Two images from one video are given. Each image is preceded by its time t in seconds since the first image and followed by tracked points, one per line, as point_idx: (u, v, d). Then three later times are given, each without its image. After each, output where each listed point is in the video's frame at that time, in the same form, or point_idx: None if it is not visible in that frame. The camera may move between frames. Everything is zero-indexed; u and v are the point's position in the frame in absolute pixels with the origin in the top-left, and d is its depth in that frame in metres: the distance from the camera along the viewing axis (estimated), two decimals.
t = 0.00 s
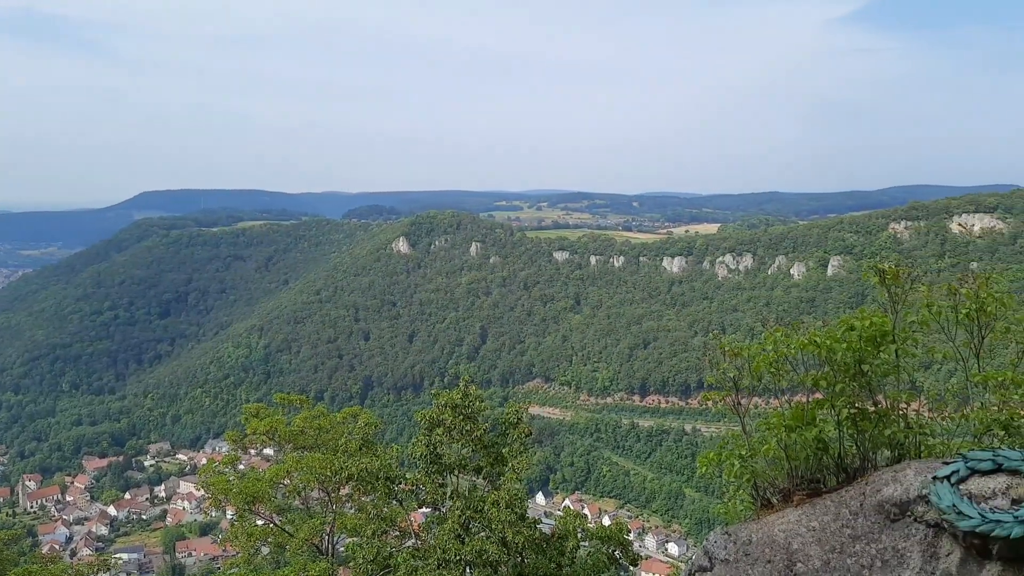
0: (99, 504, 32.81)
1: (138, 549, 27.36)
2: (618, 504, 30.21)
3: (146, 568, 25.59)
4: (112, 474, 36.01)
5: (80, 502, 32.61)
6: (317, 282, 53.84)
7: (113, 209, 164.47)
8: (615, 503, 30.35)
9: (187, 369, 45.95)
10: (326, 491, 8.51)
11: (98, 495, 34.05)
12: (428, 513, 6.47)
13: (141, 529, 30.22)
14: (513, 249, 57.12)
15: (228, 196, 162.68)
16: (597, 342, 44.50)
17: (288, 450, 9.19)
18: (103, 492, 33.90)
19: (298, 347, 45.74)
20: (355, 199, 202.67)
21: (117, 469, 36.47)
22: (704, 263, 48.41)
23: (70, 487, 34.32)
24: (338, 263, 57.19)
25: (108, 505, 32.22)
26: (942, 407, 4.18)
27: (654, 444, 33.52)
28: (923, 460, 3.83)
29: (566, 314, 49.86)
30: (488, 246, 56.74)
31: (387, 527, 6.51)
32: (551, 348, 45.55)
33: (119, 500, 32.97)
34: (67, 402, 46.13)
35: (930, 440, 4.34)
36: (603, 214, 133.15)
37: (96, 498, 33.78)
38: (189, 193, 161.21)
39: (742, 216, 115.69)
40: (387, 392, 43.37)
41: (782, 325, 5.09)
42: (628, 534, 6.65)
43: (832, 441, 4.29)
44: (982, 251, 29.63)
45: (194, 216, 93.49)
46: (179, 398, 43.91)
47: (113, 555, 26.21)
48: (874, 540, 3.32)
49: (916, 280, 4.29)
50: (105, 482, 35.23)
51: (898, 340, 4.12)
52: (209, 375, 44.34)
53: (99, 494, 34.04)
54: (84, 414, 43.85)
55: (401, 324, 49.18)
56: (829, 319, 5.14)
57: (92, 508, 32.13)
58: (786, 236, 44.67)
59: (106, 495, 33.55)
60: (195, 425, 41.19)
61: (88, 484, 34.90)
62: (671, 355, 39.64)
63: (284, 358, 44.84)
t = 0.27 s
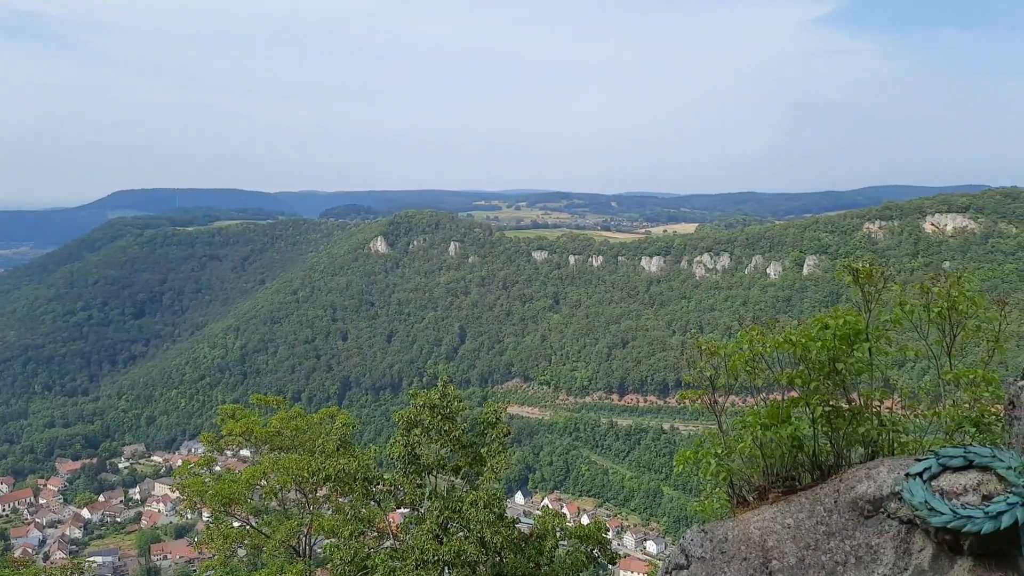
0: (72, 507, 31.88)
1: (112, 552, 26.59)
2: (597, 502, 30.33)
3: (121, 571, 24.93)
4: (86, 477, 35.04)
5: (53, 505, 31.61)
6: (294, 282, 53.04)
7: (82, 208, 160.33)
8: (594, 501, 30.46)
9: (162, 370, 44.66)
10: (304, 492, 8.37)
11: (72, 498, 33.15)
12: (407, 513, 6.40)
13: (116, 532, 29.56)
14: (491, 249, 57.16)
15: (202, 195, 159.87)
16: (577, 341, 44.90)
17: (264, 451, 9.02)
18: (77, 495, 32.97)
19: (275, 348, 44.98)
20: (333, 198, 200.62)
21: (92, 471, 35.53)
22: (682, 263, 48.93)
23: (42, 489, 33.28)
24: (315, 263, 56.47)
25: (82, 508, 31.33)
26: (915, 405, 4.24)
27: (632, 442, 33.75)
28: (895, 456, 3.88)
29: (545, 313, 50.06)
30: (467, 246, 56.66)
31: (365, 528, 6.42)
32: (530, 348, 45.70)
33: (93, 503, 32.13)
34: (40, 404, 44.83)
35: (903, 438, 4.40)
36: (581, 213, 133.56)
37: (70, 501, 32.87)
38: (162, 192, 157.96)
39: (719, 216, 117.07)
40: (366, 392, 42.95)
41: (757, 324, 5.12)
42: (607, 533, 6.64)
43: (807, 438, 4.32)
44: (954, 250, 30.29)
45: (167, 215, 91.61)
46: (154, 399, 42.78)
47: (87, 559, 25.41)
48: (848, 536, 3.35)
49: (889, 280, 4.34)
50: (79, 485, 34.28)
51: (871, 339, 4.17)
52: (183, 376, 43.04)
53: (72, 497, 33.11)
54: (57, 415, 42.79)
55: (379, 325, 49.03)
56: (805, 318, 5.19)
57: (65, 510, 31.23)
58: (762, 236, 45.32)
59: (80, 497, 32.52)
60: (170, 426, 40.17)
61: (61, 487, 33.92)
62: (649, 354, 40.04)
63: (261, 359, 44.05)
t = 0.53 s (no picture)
0: (38, 511, 30.75)
1: (80, 556, 25.55)
2: (570, 501, 30.40)
3: (88, 574, 24.01)
4: (53, 480, 33.85)
5: (18, 509, 30.46)
6: (265, 282, 51.93)
7: (43, 206, 155.22)
8: (567, 500, 30.51)
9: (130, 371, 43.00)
10: (275, 494, 8.17)
11: (38, 501, 32.14)
12: (380, 514, 6.31)
13: (84, 536, 28.57)
14: (465, 248, 57.12)
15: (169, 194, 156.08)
16: (551, 339, 45.14)
17: (235, 453, 8.80)
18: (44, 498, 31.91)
19: (246, 348, 43.79)
20: (304, 197, 197.67)
21: (59, 473, 34.31)
22: (655, 262, 49.44)
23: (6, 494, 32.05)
24: (286, 262, 55.45)
25: (48, 512, 30.22)
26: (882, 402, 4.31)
27: (606, 441, 33.94)
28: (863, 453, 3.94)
29: (519, 313, 50.22)
30: (441, 245, 56.43)
31: (338, 529, 6.30)
32: (504, 348, 45.78)
33: (60, 506, 31.02)
34: (4, 407, 43.31)
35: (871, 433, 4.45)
36: (555, 213, 134.10)
37: (36, 505, 31.86)
38: (127, 190, 153.69)
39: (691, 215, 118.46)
40: (338, 393, 42.26)
41: (728, 322, 5.15)
42: (581, 531, 6.63)
43: (776, 435, 4.37)
44: (921, 250, 30.95)
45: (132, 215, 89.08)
46: (122, 400, 41.41)
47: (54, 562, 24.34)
48: (817, 533, 3.36)
49: (857, 278, 4.39)
50: (45, 488, 33.13)
51: (840, 337, 4.21)
52: (152, 378, 41.46)
53: (38, 500, 32.07)
54: (22, 418, 41.64)
55: (352, 325, 48.55)
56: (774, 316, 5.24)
57: (31, 514, 30.09)
58: (734, 236, 45.95)
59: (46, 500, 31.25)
60: (140, 428, 38.77)
61: (26, 491, 32.77)
62: (623, 353, 40.38)
63: (231, 360, 42.76)
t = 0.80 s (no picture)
0: None
1: (41, 562, 24.47)
2: (539, 501, 30.41)
3: None
4: (13, 485, 32.69)
5: None
6: (230, 282, 50.70)
7: None
8: (536, 500, 30.55)
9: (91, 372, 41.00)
10: (239, 497, 7.91)
11: None
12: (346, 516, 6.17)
13: (44, 541, 27.46)
14: (433, 247, 57.12)
15: (129, 193, 151.60)
16: (519, 339, 45.53)
17: (199, 456, 8.51)
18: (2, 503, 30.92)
19: (211, 349, 42.32)
20: (270, 196, 194.07)
21: (18, 478, 33.07)
22: (623, 262, 50.00)
23: None
24: (252, 263, 54.26)
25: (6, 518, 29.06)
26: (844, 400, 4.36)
27: (574, 440, 34.12)
28: (825, 450, 3.97)
29: (487, 312, 50.38)
30: (409, 245, 56.03)
31: (304, 532, 6.15)
32: (472, 347, 45.75)
33: (18, 512, 29.83)
34: None
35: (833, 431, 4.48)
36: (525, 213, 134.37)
37: None
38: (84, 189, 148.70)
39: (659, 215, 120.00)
40: (305, 394, 41.32)
41: (695, 322, 5.15)
42: (549, 530, 6.59)
43: (741, 433, 4.39)
44: (882, 250, 31.64)
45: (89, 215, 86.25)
46: (84, 403, 39.38)
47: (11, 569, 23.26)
48: (780, 530, 3.35)
49: (820, 277, 4.45)
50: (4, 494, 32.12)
51: (803, 335, 4.24)
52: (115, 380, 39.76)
53: None
54: None
55: (319, 325, 47.72)
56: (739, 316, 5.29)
57: None
58: (700, 236, 46.63)
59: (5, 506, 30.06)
60: (101, 431, 36.96)
61: None
62: (592, 352, 40.49)
63: (195, 361, 41.18)
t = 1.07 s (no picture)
0: None
1: None
2: (509, 501, 30.30)
3: None
4: None
5: None
6: (194, 283, 49.34)
7: None
8: (506, 499, 30.44)
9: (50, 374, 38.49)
10: (206, 501, 7.67)
11: None
12: (314, 518, 6.03)
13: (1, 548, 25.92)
14: (402, 247, 56.63)
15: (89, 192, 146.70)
16: (489, 339, 45.51)
17: (163, 460, 8.23)
18: None
19: (175, 351, 41.23)
20: (236, 195, 190.10)
21: None
22: (592, 262, 50.45)
23: None
24: (217, 263, 52.98)
25: None
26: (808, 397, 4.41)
27: (544, 440, 34.19)
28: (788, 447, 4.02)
29: (457, 313, 50.33)
30: (378, 245, 55.58)
31: (271, 535, 5.99)
32: (441, 348, 45.64)
33: None
34: None
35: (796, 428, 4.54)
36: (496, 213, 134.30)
37: None
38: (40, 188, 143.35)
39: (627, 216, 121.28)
40: (272, 396, 40.11)
41: (662, 321, 5.16)
42: (518, 530, 6.54)
43: (707, 431, 4.42)
44: (846, 251, 32.35)
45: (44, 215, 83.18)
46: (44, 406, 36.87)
47: None
48: (745, 525, 3.34)
49: (783, 278, 4.51)
50: None
51: (766, 334, 4.29)
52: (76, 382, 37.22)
53: None
54: None
55: (285, 326, 46.87)
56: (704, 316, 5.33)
57: None
58: (668, 236, 47.26)
59: None
60: (63, 434, 34.60)
61: None
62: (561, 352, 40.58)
63: (160, 363, 40.07)
